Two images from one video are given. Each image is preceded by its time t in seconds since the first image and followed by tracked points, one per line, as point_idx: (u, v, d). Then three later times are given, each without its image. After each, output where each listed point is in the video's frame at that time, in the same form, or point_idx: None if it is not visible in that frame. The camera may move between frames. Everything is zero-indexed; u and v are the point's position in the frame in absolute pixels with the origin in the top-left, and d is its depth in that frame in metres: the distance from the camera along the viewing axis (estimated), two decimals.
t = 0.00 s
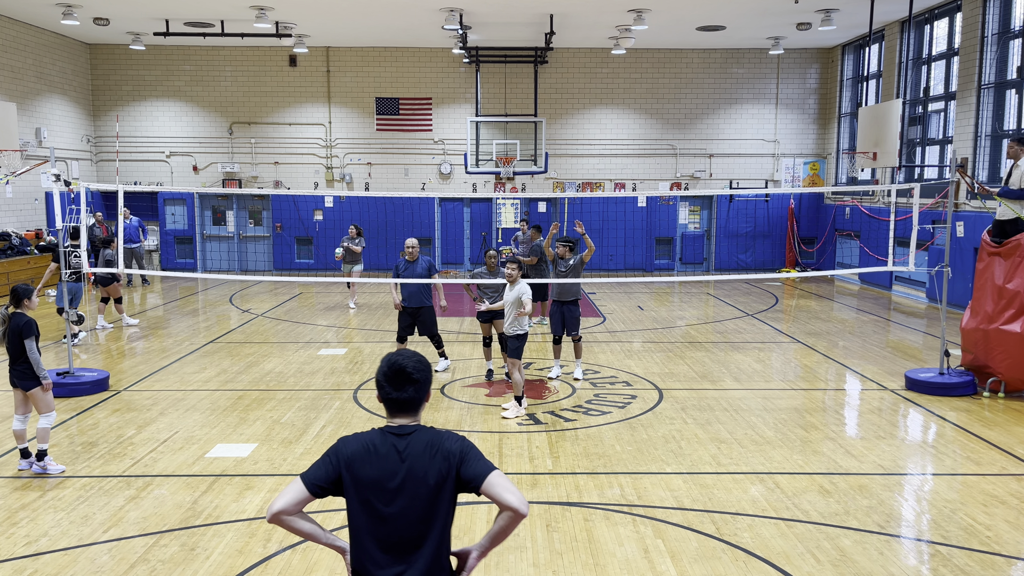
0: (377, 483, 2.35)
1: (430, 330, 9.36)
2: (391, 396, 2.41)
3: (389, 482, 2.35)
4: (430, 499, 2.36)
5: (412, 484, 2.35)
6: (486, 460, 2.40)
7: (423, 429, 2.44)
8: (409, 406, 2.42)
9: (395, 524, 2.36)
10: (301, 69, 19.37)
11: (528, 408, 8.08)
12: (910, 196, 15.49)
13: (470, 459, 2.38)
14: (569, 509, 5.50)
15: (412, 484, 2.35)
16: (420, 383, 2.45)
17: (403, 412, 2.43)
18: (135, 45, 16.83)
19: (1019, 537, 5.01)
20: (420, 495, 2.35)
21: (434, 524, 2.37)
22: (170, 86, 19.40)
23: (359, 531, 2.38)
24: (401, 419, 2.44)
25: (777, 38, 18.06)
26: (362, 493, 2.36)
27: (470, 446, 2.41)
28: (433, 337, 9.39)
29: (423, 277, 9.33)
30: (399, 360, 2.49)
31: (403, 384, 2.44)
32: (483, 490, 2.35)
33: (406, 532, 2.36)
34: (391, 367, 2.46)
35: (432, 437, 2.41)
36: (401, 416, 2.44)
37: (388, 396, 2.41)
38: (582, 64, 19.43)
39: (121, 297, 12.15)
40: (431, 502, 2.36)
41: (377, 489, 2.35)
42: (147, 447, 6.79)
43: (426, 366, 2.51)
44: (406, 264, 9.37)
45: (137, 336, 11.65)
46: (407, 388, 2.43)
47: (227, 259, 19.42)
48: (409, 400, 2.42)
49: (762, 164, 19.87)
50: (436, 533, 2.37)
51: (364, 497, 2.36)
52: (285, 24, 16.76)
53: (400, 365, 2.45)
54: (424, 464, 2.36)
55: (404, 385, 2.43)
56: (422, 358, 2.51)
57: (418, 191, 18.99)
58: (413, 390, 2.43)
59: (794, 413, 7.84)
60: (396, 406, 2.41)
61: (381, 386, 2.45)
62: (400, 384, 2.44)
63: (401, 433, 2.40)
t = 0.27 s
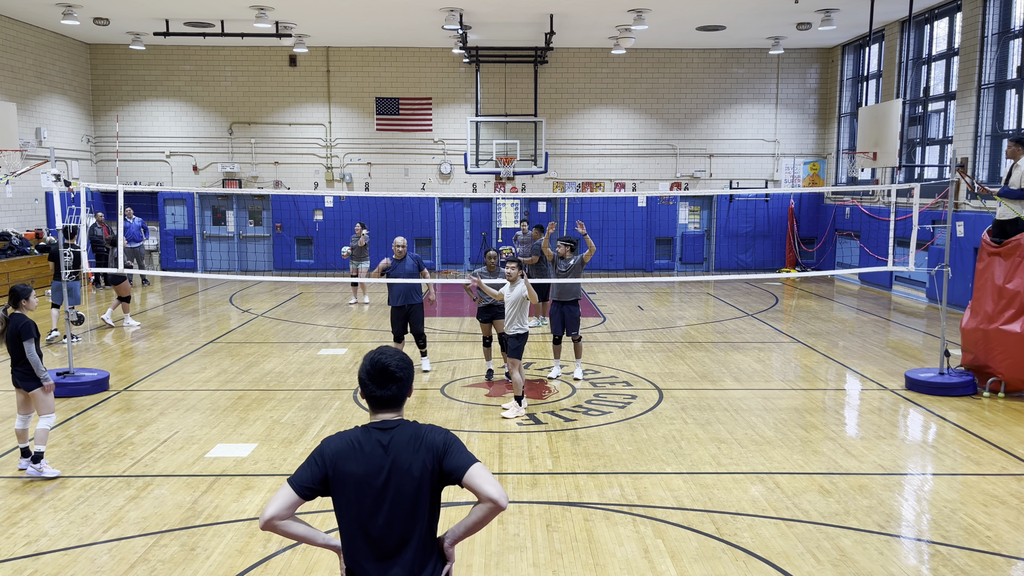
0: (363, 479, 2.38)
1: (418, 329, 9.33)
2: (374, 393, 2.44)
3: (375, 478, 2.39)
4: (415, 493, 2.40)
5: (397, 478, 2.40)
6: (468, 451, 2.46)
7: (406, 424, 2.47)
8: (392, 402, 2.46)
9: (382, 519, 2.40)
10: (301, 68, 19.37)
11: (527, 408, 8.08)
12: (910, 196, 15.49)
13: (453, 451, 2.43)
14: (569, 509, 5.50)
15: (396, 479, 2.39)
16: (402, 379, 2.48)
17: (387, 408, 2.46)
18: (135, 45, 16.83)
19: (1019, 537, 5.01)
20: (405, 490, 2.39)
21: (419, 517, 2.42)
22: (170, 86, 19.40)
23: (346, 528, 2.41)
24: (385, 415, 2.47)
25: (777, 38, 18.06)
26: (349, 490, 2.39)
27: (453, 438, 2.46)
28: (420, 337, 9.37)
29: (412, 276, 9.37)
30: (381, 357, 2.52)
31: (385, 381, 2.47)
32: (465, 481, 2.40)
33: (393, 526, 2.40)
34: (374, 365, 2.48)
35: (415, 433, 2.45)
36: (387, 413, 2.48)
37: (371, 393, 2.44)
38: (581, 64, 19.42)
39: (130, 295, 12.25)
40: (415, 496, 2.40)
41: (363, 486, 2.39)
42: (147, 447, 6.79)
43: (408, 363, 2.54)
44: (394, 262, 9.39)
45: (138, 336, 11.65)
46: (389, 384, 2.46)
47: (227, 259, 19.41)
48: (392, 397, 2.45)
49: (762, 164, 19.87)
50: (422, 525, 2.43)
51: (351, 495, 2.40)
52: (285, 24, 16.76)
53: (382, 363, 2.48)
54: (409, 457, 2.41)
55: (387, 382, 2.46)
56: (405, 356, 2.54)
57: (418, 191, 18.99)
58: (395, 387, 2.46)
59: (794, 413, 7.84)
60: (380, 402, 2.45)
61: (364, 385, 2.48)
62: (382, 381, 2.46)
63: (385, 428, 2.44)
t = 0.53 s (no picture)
0: (375, 475, 2.41)
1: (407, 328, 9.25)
2: (386, 388, 2.48)
3: (387, 473, 2.42)
4: (425, 489, 2.43)
5: (408, 474, 2.42)
6: (477, 447, 2.48)
7: (416, 421, 2.50)
8: (403, 396, 2.49)
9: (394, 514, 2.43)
10: (301, 68, 19.37)
11: (528, 408, 8.08)
12: (910, 196, 15.50)
13: (462, 448, 2.46)
14: (569, 509, 5.50)
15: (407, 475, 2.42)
16: (413, 374, 2.52)
17: (398, 403, 2.49)
18: (135, 45, 16.83)
19: (1019, 537, 5.01)
20: (416, 486, 2.42)
21: (429, 513, 2.45)
22: (170, 86, 19.41)
23: (360, 523, 2.44)
24: (396, 411, 2.50)
25: (777, 38, 18.06)
26: (362, 485, 2.42)
27: (462, 434, 2.49)
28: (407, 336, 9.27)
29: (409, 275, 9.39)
30: (391, 354, 2.56)
31: (396, 375, 2.50)
32: (473, 478, 2.42)
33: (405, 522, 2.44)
34: (384, 361, 2.52)
35: (425, 429, 2.47)
36: (397, 408, 2.50)
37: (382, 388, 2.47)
38: (581, 64, 19.42)
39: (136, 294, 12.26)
40: (426, 492, 2.43)
41: (376, 481, 2.41)
42: (147, 447, 6.79)
43: (418, 358, 2.58)
44: (390, 262, 9.38)
45: (138, 337, 11.65)
46: (400, 379, 2.49)
47: (227, 259, 19.41)
48: (403, 391, 2.48)
49: (762, 164, 19.88)
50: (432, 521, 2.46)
51: (364, 490, 2.43)
52: (285, 24, 16.76)
53: (393, 359, 2.51)
54: (419, 453, 2.43)
55: (398, 376, 2.49)
56: (415, 351, 2.58)
57: (418, 191, 19.00)
58: (406, 381, 2.49)
59: (794, 413, 7.84)
60: (391, 397, 2.48)
61: (375, 379, 2.51)
62: (393, 375, 2.50)
63: (396, 425, 2.46)
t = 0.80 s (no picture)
0: (407, 470, 2.47)
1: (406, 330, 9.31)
2: (416, 384, 2.55)
3: (419, 469, 2.47)
4: (457, 484, 2.49)
5: (439, 469, 2.48)
6: (506, 445, 2.54)
7: (447, 417, 2.56)
8: (433, 392, 2.56)
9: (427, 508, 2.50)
10: (301, 68, 19.37)
11: (528, 408, 8.08)
12: (910, 196, 15.50)
13: (492, 444, 2.52)
14: (569, 509, 5.50)
15: (439, 470, 2.48)
16: (442, 371, 2.59)
17: (429, 399, 2.56)
18: (135, 45, 16.82)
19: (1019, 537, 5.01)
20: (448, 481, 2.48)
21: (461, 508, 2.51)
22: (170, 86, 19.40)
23: (393, 516, 2.51)
24: (427, 407, 2.57)
25: (777, 38, 18.06)
26: (395, 480, 2.48)
27: (491, 430, 2.55)
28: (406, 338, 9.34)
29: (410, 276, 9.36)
30: (421, 351, 2.63)
31: (427, 372, 2.57)
32: (503, 474, 2.48)
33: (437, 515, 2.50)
34: (415, 358, 2.59)
35: (456, 425, 2.53)
36: (428, 403, 2.57)
37: (413, 384, 2.54)
38: (582, 65, 19.43)
39: (140, 293, 12.21)
40: (457, 488, 2.49)
41: (408, 476, 2.48)
42: (147, 447, 6.79)
43: (447, 355, 2.65)
44: (394, 261, 9.35)
45: (137, 337, 11.65)
46: (430, 376, 2.56)
47: (227, 259, 19.41)
48: (433, 387, 2.55)
49: (762, 164, 19.88)
50: (462, 515, 2.52)
51: (396, 484, 2.49)
52: (285, 24, 16.75)
53: (423, 356, 2.59)
54: (450, 449, 2.50)
55: (428, 373, 2.57)
56: (444, 349, 2.65)
57: (418, 191, 19.00)
58: (436, 377, 2.56)
59: (794, 413, 7.84)
60: (421, 393, 2.55)
61: (406, 375, 2.59)
62: (424, 372, 2.57)
63: (428, 421, 2.52)
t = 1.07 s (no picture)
0: (435, 462, 2.53)
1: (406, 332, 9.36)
2: (442, 379, 2.60)
3: (446, 461, 2.53)
4: (483, 478, 2.55)
5: (466, 462, 2.54)
6: (533, 440, 2.60)
7: (473, 412, 2.61)
8: (459, 387, 2.61)
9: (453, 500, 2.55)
10: (301, 68, 19.37)
11: (527, 408, 8.08)
12: (910, 196, 15.50)
13: (519, 439, 2.57)
14: (569, 509, 5.50)
15: (466, 464, 2.54)
16: (467, 366, 2.65)
17: (455, 393, 2.61)
18: (135, 45, 16.82)
19: (1019, 537, 5.01)
20: (474, 474, 2.54)
21: (487, 501, 2.57)
22: (170, 86, 19.41)
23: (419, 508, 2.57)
24: (450, 402, 2.62)
25: (777, 38, 18.06)
26: (423, 472, 2.54)
27: (518, 426, 2.61)
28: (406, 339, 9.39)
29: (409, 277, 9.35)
30: (446, 347, 2.69)
31: (452, 367, 2.63)
32: (530, 468, 2.54)
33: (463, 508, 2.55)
34: (440, 354, 2.65)
35: (483, 421, 2.59)
36: (455, 398, 2.63)
37: (439, 379, 2.60)
38: (582, 65, 19.43)
39: (139, 292, 12.22)
40: (484, 482, 2.55)
41: (436, 469, 2.53)
42: (147, 447, 6.79)
43: (471, 350, 2.71)
44: (395, 262, 9.37)
45: (138, 337, 11.65)
46: (456, 371, 2.62)
47: (227, 259, 19.41)
48: (460, 382, 2.61)
49: (762, 164, 19.88)
50: (487, 509, 2.57)
51: (423, 476, 2.55)
52: (285, 24, 16.75)
53: (449, 352, 2.65)
54: (477, 443, 2.55)
55: (453, 368, 2.62)
56: (468, 345, 2.71)
57: (418, 191, 19.01)
58: (462, 372, 2.62)
59: (794, 413, 7.85)
60: (447, 387, 2.60)
61: (431, 371, 2.64)
62: (449, 367, 2.62)
63: (455, 415, 2.58)
